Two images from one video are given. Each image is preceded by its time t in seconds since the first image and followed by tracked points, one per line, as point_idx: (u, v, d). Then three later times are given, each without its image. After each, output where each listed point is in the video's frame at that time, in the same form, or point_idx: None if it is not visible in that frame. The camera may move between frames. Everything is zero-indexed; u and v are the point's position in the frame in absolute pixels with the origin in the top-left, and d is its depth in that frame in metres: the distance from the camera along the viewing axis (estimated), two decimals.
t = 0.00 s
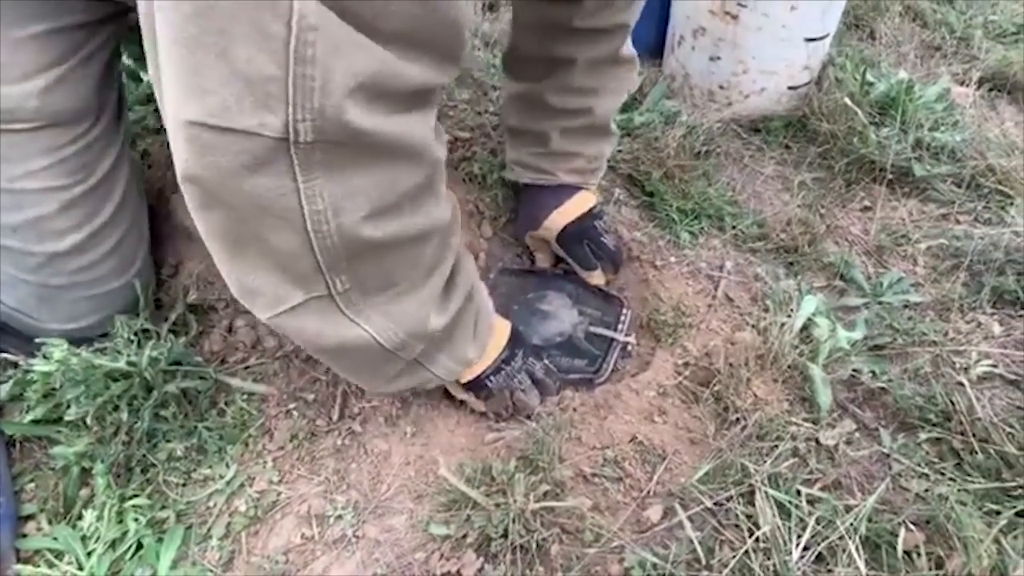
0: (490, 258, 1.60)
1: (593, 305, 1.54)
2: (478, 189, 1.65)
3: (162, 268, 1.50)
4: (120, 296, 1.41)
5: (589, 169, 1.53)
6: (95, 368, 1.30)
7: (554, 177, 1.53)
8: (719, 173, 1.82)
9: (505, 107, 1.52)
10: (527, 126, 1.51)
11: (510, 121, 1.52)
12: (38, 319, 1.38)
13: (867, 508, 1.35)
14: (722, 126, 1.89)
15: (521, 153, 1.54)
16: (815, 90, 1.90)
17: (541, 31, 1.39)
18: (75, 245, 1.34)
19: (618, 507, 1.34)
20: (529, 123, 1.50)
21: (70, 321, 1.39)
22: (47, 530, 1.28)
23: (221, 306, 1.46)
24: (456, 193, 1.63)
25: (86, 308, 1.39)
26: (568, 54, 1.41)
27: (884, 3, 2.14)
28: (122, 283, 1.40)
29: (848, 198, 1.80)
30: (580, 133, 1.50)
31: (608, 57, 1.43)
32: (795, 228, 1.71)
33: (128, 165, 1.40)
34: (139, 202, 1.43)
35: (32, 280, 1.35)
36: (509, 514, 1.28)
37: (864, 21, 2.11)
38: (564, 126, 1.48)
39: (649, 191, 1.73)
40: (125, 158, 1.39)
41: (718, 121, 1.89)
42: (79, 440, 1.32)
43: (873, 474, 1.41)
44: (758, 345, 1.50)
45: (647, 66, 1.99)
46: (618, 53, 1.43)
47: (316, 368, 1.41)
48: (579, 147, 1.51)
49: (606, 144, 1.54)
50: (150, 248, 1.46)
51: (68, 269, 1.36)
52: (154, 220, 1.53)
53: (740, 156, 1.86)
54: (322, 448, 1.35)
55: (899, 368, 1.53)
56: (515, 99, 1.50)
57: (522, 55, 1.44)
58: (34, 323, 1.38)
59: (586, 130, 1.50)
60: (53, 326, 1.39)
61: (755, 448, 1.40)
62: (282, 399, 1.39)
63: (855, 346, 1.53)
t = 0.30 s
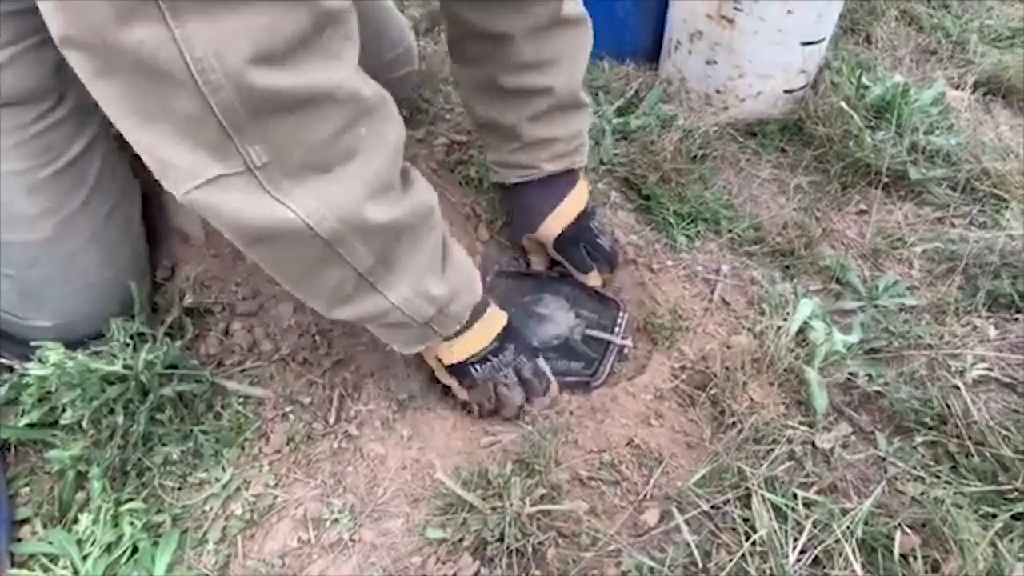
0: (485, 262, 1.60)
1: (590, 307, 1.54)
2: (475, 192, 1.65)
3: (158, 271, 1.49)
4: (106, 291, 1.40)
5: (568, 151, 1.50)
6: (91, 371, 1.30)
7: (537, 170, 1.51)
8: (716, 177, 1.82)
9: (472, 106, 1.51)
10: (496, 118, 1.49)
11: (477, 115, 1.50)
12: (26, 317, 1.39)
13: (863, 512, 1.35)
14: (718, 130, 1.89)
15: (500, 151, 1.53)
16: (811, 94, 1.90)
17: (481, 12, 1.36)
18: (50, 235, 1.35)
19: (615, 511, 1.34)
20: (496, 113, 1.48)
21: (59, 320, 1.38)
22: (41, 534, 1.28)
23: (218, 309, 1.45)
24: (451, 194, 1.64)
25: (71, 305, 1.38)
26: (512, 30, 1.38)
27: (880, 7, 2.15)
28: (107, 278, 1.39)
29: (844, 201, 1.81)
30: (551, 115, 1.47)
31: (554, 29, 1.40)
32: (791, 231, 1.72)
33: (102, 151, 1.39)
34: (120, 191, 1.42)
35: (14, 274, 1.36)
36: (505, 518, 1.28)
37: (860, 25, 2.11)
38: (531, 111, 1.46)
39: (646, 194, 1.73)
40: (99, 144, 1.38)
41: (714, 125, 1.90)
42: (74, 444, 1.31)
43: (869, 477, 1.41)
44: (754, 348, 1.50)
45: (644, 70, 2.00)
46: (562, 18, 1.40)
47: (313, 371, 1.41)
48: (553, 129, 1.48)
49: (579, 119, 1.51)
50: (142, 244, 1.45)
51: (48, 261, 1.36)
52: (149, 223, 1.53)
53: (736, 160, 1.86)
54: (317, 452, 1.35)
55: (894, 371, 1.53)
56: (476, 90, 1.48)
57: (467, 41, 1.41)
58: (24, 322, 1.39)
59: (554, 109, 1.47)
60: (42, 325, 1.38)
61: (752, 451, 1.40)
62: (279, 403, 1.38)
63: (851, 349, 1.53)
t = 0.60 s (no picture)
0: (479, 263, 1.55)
1: (587, 309, 1.53)
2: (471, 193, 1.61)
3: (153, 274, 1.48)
4: (98, 293, 1.38)
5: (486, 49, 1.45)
6: (86, 376, 1.31)
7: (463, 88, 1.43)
8: (712, 177, 1.82)
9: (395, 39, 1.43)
10: (424, 39, 1.42)
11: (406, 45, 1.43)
12: (19, 319, 1.37)
13: (860, 512, 1.35)
14: (714, 130, 1.89)
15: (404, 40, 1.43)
16: (807, 94, 1.90)
17: None
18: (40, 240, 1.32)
19: (613, 512, 1.33)
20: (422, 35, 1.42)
21: (53, 324, 1.38)
22: (37, 538, 1.27)
23: (214, 312, 1.44)
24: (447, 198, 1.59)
25: (63, 307, 1.37)
26: None
27: (875, 7, 2.15)
28: (102, 283, 1.38)
29: (840, 201, 1.81)
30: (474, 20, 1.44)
31: None
32: (787, 231, 1.72)
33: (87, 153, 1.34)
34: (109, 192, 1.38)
35: (7, 276, 1.34)
36: (502, 519, 1.28)
37: (855, 25, 2.11)
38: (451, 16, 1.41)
39: (642, 195, 1.74)
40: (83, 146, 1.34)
41: (709, 126, 1.90)
42: (69, 448, 1.31)
43: (867, 477, 1.40)
44: (750, 348, 1.50)
45: (640, 71, 2.00)
46: None
47: (309, 373, 1.41)
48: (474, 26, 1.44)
49: (485, 10, 1.46)
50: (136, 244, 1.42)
51: (43, 263, 1.35)
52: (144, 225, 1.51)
53: (732, 160, 1.86)
54: (314, 455, 1.35)
55: (891, 371, 1.53)
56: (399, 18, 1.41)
57: None
58: (16, 325, 1.38)
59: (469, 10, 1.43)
60: (36, 328, 1.37)
61: (749, 451, 1.40)
62: (276, 406, 1.38)
63: (848, 349, 1.53)
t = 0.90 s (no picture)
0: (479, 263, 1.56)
1: (586, 308, 1.53)
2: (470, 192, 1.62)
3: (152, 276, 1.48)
4: (92, 292, 1.37)
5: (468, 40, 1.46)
6: (85, 377, 1.31)
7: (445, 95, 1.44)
8: (710, 176, 1.82)
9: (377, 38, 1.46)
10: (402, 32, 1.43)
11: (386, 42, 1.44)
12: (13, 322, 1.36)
13: (860, 510, 1.35)
14: (712, 129, 1.89)
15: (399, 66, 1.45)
16: (805, 93, 1.90)
17: None
18: (27, 242, 1.32)
19: (613, 511, 1.33)
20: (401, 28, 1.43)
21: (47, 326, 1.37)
22: (36, 540, 1.27)
23: (212, 313, 1.44)
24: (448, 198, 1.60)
25: (58, 308, 1.36)
26: None
27: (872, 5, 2.15)
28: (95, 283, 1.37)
29: (839, 200, 1.81)
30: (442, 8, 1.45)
31: None
32: (786, 230, 1.72)
33: (71, 151, 1.34)
34: (97, 193, 1.37)
35: None
36: (502, 519, 1.28)
37: (853, 24, 2.11)
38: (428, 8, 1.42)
39: (640, 195, 1.74)
40: (66, 144, 1.34)
41: (707, 125, 1.90)
42: (68, 450, 1.31)
43: (867, 475, 1.40)
44: (750, 347, 1.50)
45: (638, 71, 1.99)
46: None
47: (309, 374, 1.41)
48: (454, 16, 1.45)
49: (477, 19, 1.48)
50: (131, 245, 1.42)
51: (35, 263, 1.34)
52: (142, 226, 1.51)
53: (730, 159, 1.86)
54: (313, 456, 1.35)
55: (891, 369, 1.53)
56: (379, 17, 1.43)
57: None
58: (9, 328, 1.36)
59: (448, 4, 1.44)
60: (30, 330, 1.36)
61: (749, 450, 1.40)
62: (275, 407, 1.38)
63: (847, 347, 1.54)
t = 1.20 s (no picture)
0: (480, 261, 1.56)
1: (587, 307, 1.52)
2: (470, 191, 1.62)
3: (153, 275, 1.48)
4: (91, 293, 1.37)
5: (474, 161, 1.42)
6: (87, 376, 1.31)
7: (447, 183, 1.41)
8: (711, 175, 1.82)
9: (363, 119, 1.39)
10: (392, 134, 1.37)
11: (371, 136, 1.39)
12: (11, 324, 1.36)
13: (861, 507, 1.35)
14: (713, 128, 1.89)
15: (401, 169, 1.41)
16: (805, 91, 1.90)
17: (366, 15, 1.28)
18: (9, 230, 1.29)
19: (613, 509, 1.34)
20: (391, 130, 1.37)
21: (46, 328, 1.37)
22: (39, 539, 1.28)
23: (214, 312, 1.44)
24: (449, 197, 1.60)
25: (55, 310, 1.36)
26: (396, 35, 1.29)
27: (873, 3, 2.15)
28: (94, 283, 1.37)
29: (840, 198, 1.81)
30: (453, 127, 1.38)
31: (444, 32, 1.32)
32: (787, 228, 1.72)
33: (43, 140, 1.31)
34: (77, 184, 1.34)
35: None
36: (503, 518, 1.28)
37: (853, 22, 2.11)
38: (429, 125, 1.36)
39: (641, 193, 1.74)
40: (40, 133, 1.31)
41: (708, 123, 1.90)
42: (70, 449, 1.31)
43: (868, 473, 1.40)
44: (751, 345, 1.51)
45: (638, 69, 1.99)
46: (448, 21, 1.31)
47: (310, 373, 1.41)
48: (455, 144, 1.39)
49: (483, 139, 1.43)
50: (128, 244, 1.42)
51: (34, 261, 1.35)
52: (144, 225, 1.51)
53: (731, 158, 1.86)
54: (314, 455, 1.35)
55: (891, 367, 1.53)
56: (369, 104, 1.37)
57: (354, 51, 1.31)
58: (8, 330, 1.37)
59: (453, 124, 1.38)
60: (28, 332, 1.36)
61: (750, 448, 1.40)
62: (277, 405, 1.38)
63: (848, 345, 1.54)
